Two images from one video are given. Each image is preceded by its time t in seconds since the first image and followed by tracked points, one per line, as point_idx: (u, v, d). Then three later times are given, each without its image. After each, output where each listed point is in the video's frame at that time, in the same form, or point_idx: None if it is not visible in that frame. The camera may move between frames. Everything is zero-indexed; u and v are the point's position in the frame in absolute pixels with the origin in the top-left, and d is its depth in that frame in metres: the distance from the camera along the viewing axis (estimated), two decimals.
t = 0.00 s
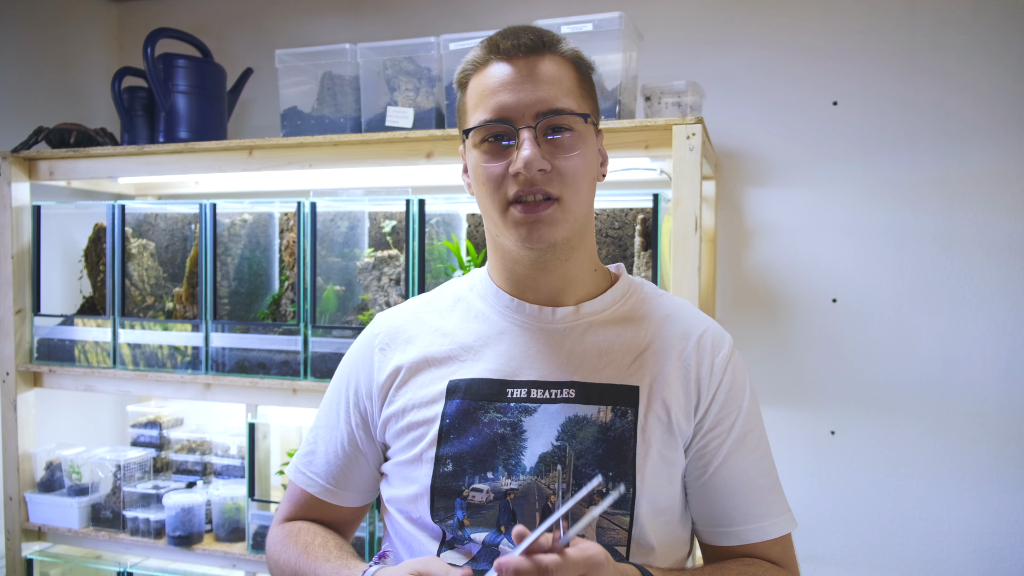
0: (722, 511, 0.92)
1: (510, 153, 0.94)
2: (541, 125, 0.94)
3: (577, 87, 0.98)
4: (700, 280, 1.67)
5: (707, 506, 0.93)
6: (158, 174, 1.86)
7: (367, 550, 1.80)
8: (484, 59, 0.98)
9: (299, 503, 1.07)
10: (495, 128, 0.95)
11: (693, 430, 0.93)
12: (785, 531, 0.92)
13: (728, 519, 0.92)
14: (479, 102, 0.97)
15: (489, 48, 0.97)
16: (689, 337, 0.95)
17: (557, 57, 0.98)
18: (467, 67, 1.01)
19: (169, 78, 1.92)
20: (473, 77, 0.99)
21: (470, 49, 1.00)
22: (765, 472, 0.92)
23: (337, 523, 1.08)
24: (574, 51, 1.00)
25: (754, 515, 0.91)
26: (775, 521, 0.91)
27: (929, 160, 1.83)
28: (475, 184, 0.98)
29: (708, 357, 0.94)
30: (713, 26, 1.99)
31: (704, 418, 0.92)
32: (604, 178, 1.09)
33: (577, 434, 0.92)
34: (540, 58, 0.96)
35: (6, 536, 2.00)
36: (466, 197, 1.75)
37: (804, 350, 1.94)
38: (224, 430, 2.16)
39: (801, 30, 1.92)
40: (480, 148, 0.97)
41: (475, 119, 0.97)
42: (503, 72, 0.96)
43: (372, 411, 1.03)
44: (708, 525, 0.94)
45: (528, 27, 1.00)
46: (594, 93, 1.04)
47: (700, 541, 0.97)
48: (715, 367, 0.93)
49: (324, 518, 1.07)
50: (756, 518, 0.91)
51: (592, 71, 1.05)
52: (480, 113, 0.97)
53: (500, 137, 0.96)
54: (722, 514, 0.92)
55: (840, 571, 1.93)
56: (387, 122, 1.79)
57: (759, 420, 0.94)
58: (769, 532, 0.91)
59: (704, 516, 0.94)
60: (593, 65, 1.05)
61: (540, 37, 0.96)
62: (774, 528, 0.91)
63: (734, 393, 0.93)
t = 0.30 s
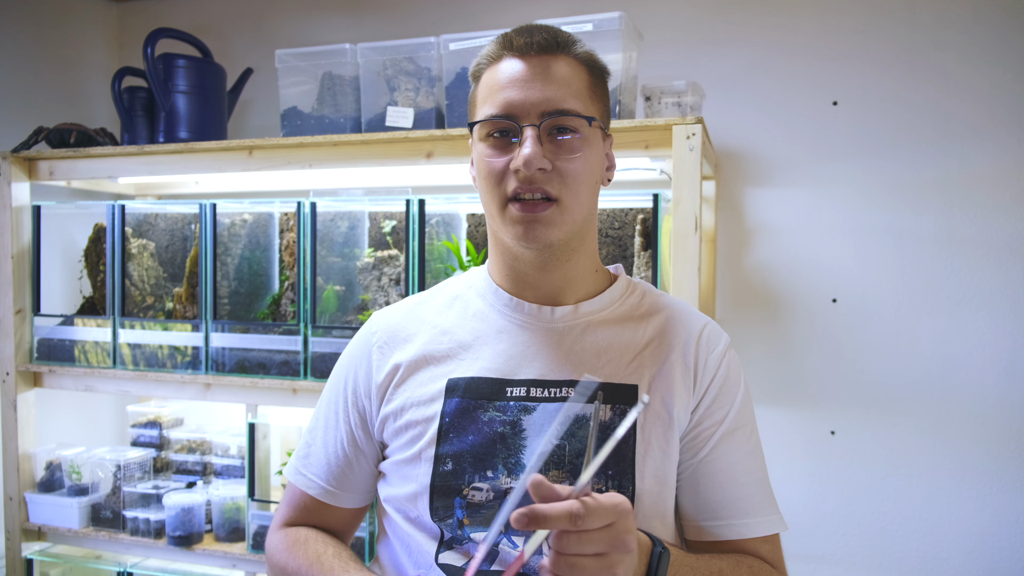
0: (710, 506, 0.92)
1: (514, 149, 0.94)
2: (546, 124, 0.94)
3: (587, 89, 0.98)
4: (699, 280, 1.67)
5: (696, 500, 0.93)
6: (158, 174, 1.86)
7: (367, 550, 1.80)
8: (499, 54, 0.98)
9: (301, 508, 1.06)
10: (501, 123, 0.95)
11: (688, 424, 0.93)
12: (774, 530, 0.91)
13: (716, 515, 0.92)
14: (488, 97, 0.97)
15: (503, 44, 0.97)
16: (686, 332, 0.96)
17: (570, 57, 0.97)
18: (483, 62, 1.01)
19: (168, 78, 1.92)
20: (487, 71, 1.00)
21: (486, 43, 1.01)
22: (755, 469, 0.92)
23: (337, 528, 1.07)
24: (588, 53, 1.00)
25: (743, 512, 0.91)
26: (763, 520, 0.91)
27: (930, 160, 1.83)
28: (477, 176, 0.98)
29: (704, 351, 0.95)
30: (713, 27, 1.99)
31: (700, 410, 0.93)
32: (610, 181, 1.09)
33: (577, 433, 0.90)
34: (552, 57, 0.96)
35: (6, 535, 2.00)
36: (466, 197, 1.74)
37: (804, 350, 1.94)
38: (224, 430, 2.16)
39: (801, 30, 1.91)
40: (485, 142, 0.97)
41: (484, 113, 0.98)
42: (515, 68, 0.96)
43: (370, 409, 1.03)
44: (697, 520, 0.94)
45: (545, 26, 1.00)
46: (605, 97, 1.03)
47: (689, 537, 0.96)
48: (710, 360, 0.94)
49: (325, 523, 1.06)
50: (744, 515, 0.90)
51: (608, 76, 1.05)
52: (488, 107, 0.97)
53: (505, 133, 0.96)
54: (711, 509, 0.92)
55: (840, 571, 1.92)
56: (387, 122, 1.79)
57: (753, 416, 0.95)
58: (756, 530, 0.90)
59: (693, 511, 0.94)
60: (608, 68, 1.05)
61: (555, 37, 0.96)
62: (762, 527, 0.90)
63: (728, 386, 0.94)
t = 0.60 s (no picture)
0: (711, 511, 0.92)
1: (502, 151, 0.94)
2: (531, 126, 0.94)
3: (574, 87, 0.97)
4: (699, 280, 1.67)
5: (697, 506, 0.94)
6: (159, 174, 1.86)
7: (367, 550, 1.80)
8: (485, 58, 0.98)
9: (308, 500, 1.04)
10: (489, 126, 0.95)
11: (691, 429, 0.93)
12: (772, 536, 0.92)
13: (716, 520, 0.92)
14: (476, 101, 0.97)
15: (488, 48, 0.97)
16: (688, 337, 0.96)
17: (555, 57, 0.97)
18: (471, 67, 1.01)
19: (169, 78, 1.92)
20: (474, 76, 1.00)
21: (474, 49, 1.01)
22: (755, 474, 0.93)
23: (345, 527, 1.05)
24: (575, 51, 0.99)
25: (743, 518, 0.91)
26: (761, 527, 0.92)
27: (929, 161, 1.83)
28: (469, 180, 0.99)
29: (706, 359, 0.94)
30: (713, 27, 1.99)
31: (703, 418, 0.93)
32: (606, 178, 1.08)
33: (577, 433, 0.92)
34: (536, 58, 0.95)
35: (6, 536, 1.99)
36: (465, 198, 1.75)
37: (804, 350, 1.94)
38: (224, 430, 2.16)
39: (802, 30, 1.92)
40: (474, 147, 0.97)
41: (473, 118, 0.98)
42: (500, 72, 0.95)
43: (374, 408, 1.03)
44: (697, 525, 0.94)
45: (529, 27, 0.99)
46: (595, 92, 1.02)
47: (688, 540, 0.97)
48: (712, 368, 0.94)
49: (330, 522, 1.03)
50: (745, 522, 0.91)
51: (598, 72, 1.04)
52: (477, 112, 0.97)
53: (493, 136, 0.95)
54: (711, 515, 0.93)
55: (840, 571, 1.93)
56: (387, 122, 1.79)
57: (752, 424, 0.95)
58: (756, 535, 0.91)
59: (693, 515, 0.94)
60: (596, 64, 1.04)
61: (538, 38, 0.95)
62: (762, 532, 0.92)
63: (729, 394, 0.94)
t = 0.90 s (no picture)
0: (725, 513, 0.95)
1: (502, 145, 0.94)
2: (532, 120, 0.94)
3: (576, 85, 0.98)
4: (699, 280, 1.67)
5: (711, 509, 0.96)
6: (158, 174, 1.86)
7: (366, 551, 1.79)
8: (490, 53, 0.99)
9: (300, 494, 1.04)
10: (490, 120, 0.95)
11: (696, 433, 0.94)
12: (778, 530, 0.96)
13: (731, 522, 0.95)
14: (478, 95, 0.98)
15: (492, 43, 0.98)
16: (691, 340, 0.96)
17: (558, 55, 0.98)
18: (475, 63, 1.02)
19: (169, 78, 1.92)
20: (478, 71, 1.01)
21: (479, 45, 1.02)
22: (760, 472, 0.96)
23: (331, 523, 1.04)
24: (577, 51, 1.00)
25: (755, 516, 0.95)
26: (765, 522, 0.95)
27: (930, 161, 1.83)
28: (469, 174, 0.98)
29: (709, 362, 0.95)
30: (713, 27, 1.99)
31: (707, 423, 0.94)
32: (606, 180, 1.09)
33: (581, 433, 0.92)
34: (539, 54, 0.96)
35: (6, 536, 1.99)
36: (466, 197, 1.74)
37: (804, 350, 1.94)
38: (224, 431, 2.15)
39: (802, 30, 1.92)
40: (474, 140, 0.97)
41: (474, 111, 0.98)
42: (502, 66, 0.96)
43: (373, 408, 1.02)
44: (712, 526, 0.97)
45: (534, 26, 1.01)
46: (597, 92, 1.03)
47: (700, 539, 1.00)
48: (714, 372, 0.95)
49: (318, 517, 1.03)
50: (758, 519, 0.95)
51: (601, 72, 1.05)
52: (478, 105, 0.97)
53: (493, 129, 0.95)
54: (726, 517, 0.95)
55: (840, 571, 1.93)
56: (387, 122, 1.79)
57: (752, 423, 0.97)
58: (768, 530, 0.95)
59: (705, 517, 0.97)
60: (599, 66, 1.05)
61: (542, 35, 0.96)
62: (772, 526, 0.96)
63: (731, 397, 0.95)
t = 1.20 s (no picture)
0: (724, 515, 0.95)
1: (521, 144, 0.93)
2: (553, 120, 0.94)
3: (592, 87, 0.99)
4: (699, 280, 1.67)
5: (711, 511, 0.96)
6: (158, 174, 1.86)
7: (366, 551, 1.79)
8: (505, 53, 0.98)
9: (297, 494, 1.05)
10: (508, 119, 0.95)
11: (698, 437, 0.94)
12: (774, 531, 0.98)
13: (730, 524, 0.95)
14: (495, 94, 0.97)
15: (510, 41, 0.97)
16: (694, 343, 0.96)
17: (575, 57, 0.98)
18: (489, 61, 1.01)
19: (169, 78, 1.92)
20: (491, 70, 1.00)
21: (491, 44, 1.01)
22: (759, 475, 0.96)
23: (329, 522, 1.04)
24: (591, 53, 1.01)
25: (754, 518, 0.95)
26: (765, 524, 0.96)
27: (930, 161, 1.83)
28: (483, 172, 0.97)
29: (712, 366, 0.95)
30: (713, 26, 1.99)
31: (708, 426, 0.94)
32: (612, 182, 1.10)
33: (584, 434, 0.92)
34: (558, 55, 0.96)
35: (6, 536, 1.99)
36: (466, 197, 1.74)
37: (804, 350, 1.94)
38: (224, 430, 2.15)
39: (802, 30, 1.92)
40: (489, 139, 0.96)
41: (490, 109, 0.97)
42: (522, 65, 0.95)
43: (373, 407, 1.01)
44: (711, 527, 0.97)
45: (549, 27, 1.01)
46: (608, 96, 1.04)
47: (698, 540, 1.00)
48: (718, 376, 0.95)
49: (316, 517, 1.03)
50: (756, 522, 0.95)
51: (611, 76, 1.06)
52: (495, 103, 0.96)
53: (512, 128, 0.95)
54: (725, 519, 0.96)
55: (840, 571, 1.93)
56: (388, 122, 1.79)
57: (752, 426, 0.98)
58: (766, 531, 0.96)
59: (705, 518, 0.97)
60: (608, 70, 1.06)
61: (561, 36, 0.97)
62: (769, 528, 0.96)
63: (733, 399, 0.95)
